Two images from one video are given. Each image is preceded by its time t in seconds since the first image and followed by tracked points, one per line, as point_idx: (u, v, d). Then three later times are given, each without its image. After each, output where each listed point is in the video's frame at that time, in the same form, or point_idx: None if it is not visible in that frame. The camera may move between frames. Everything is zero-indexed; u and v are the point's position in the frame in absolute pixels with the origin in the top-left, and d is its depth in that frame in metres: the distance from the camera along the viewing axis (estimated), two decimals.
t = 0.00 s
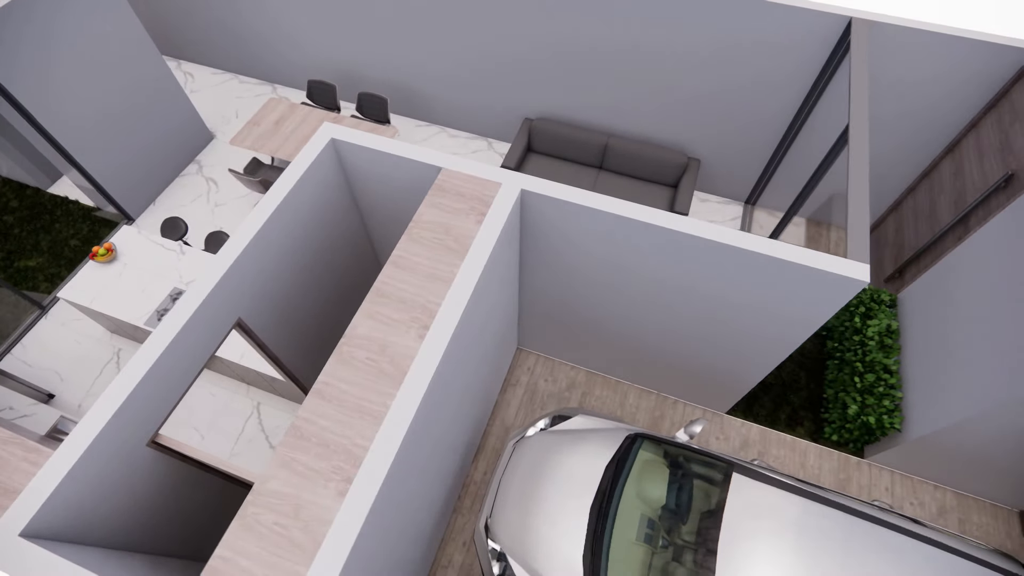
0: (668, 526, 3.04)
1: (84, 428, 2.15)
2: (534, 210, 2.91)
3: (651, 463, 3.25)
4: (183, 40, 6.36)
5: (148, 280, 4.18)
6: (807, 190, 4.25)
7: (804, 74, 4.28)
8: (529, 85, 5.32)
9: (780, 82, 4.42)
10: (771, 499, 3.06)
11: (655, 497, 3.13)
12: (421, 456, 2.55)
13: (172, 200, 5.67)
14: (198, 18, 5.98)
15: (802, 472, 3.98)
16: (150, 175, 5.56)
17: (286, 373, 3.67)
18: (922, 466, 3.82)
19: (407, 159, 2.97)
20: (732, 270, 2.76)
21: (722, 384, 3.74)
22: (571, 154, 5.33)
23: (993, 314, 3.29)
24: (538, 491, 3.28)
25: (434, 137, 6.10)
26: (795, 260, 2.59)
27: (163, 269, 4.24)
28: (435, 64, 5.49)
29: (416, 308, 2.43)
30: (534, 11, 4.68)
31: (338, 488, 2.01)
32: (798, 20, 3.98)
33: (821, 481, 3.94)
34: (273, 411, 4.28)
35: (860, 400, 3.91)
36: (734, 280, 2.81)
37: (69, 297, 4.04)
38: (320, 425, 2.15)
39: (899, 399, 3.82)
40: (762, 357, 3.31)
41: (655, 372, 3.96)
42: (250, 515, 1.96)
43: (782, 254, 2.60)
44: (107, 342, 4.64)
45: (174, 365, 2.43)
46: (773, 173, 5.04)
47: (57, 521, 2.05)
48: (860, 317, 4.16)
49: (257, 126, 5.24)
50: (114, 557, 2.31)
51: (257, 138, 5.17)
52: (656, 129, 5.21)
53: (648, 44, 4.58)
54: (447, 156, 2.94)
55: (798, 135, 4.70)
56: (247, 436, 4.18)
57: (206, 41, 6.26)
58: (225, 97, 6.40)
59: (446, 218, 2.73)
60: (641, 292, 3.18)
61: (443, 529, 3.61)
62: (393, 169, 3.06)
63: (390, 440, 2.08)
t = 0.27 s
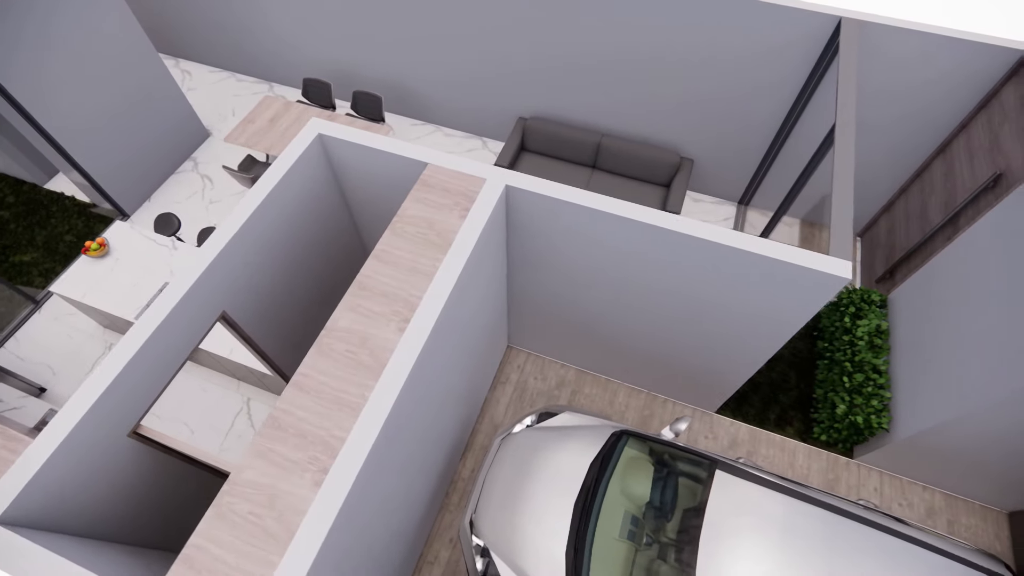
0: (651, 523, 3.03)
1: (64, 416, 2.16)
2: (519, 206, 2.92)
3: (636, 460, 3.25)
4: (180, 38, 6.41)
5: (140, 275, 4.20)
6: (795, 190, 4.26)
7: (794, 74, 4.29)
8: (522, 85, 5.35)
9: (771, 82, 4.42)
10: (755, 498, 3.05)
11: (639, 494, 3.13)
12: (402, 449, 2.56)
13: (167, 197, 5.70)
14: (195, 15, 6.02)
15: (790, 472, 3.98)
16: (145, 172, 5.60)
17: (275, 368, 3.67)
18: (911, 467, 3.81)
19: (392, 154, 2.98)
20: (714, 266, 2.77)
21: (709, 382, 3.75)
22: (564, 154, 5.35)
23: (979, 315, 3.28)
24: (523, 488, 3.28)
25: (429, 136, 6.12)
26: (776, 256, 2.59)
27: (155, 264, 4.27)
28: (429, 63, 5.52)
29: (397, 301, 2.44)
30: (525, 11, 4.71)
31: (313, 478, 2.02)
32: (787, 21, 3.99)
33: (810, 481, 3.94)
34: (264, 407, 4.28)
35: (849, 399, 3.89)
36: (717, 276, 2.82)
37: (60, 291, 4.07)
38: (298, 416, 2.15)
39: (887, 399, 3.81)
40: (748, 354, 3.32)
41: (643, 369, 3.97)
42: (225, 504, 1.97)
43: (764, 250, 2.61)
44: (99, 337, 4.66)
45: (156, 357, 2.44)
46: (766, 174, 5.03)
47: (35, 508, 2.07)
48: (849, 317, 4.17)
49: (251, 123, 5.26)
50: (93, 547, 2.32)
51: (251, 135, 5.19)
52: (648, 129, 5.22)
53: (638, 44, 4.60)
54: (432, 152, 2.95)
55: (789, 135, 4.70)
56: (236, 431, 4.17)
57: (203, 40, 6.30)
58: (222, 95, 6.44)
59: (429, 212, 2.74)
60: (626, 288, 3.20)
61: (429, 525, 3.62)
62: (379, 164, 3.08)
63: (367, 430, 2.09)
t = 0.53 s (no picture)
0: (634, 520, 3.03)
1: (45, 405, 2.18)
2: (504, 201, 2.93)
3: (621, 457, 3.25)
4: (178, 36, 6.45)
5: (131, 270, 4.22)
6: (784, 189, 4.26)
7: (785, 75, 4.30)
8: (516, 84, 5.37)
9: (763, 82, 4.42)
10: (739, 495, 3.05)
11: (623, 491, 3.12)
12: (383, 442, 2.57)
13: (163, 193, 5.74)
14: (193, 13, 6.06)
15: (779, 472, 3.97)
16: (141, 169, 5.64)
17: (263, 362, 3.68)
18: (899, 467, 3.80)
19: (379, 149, 3.00)
20: (698, 262, 2.78)
21: (696, 380, 3.77)
22: (557, 153, 5.36)
23: (966, 315, 3.27)
24: (508, 484, 3.28)
25: (424, 135, 6.15)
26: (758, 253, 2.60)
27: (147, 259, 4.29)
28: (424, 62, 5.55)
29: (379, 294, 2.45)
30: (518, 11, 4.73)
31: (289, 468, 2.03)
32: (777, 21, 4.00)
33: (798, 481, 3.94)
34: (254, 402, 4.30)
35: (838, 399, 3.87)
36: (701, 272, 2.83)
37: (54, 287, 4.09)
38: (276, 407, 2.16)
39: (876, 399, 3.79)
40: (733, 351, 3.33)
41: (631, 367, 3.97)
42: (201, 492, 1.98)
43: (746, 246, 2.62)
44: (92, 332, 4.69)
45: (139, 348, 2.45)
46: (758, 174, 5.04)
47: (14, 495, 2.09)
48: (839, 318, 4.16)
49: (247, 120, 5.29)
50: (73, 536, 2.34)
51: (245, 132, 5.21)
52: (641, 129, 5.23)
53: (630, 45, 4.61)
54: (418, 147, 2.97)
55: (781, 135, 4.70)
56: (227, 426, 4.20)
57: (201, 38, 6.35)
58: (219, 93, 6.48)
59: (414, 207, 2.76)
60: (612, 284, 3.21)
61: (415, 520, 3.62)
62: (366, 159, 3.10)
63: (344, 422, 2.10)
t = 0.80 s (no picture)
0: (618, 516, 3.03)
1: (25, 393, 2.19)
2: (489, 196, 2.94)
3: (606, 454, 3.25)
4: (176, 35, 6.50)
5: (123, 264, 4.25)
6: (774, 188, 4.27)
7: (776, 74, 4.30)
8: (509, 84, 5.39)
9: (754, 81, 4.43)
10: (724, 493, 3.03)
11: (607, 487, 3.12)
12: (365, 433, 2.58)
13: (160, 190, 5.77)
14: (191, 12, 6.11)
15: (767, 471, 3.96)
16: (137, 165, 5.67)
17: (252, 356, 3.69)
18: (888, 467, 3.79)
19: (366, 144, 3.02)
20: (681, 258, 2.78)
21: (683, 377, 3.78)
22: (551, 152, 5.38)
23: (953, 314, 3.26)
24: (492, 480, 3.28)
25: (419, 133, 6.18)
26: (740, 249, 2.61)
27: (139, 254, 4.32)
28: (420, 61, 5.57)
29: (361, 287, 2.47)
30: (510, 10, 4.75)
31: (265, 458, 2.04)
32: (767, 21, 4.02)
33: (786, 481, 3.93)
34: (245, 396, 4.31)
35: (826, 398, 3.86)
36: (685, 269, 2.84)
37: (47, 279, 4.09)
38: (255, 397, 2.18)
39: (864, 398, 3.78)
40: (719, 348, 3.33)
41: (619, 364, 3.98)
42: (177, 480, 1.99)
43: (729, 243, 2.63)
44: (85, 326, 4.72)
45: (122, 339, 2.47)
46: (751, 174, 5.04)
47: None
48: (830, 317, 4.16)
49: (242, 117, 5.31)
50: (55, 524, 2.36)
51: (240, 129, 5.23)
52: (635, 128, 5.24)
53: (622, 45, 4.62)
54: (404, 142, 2.99)
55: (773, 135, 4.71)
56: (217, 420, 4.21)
57: (198, 36, 6.39)
58: (216, 91, 6.52)
59: (398, 201, 2.77)
60: (598, 280, 3.22)
61: (401, 515, 3.63)
62: (353, 155, 3.12)
63: (321, 412, 2.11)
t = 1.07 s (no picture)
0: (602, 512, 3.03)
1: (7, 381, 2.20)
2: (475, 192, 2.96)
3: (591, 450, 3.25)
4: (175, 32, 6.55)
5: (117, 259, 4.28)
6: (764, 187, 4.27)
7: (768, 73, 4.31)
8: (504, 82, 5.41)
9: (746, 80, 4.43)
10: (709, 491, 3.02)
11: (592, 484, 3.13)
12: (347, 425, 2.59)
13: (156, 186, 5.81)
14: (189, 10, 6.15)
15: (756, 470, 3.96)
16: (134, 161, 5.71)
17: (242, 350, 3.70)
18: (877, 468, 3.78)
19: (353, 139, 3.04)
20: (665, 253, 2.79)
21: (672, 375, 3.78)
22: (545, 151, 5.40)
23: (939, 313, 3.26)
24: (478, 475, 3.29)
25: (415, 132, 6.21)
26: (723, 245, 2.61)
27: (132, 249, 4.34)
28: (415, 59, 5.60)
29: (344, 279, 2.48)
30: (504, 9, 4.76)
31: (243, 447, 2.05)
32: (758, 20, 4.02)
33: (775, 480, 3.92)
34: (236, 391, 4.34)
35: (814, 397, 3.86)
36: (669, 264, 2.85)
37: (40, 272, 4.11)
38: (234, 386, 2.19)
39: (853, 398, 3.77)
40: (705, 345, 3.34)
41: (609, 361, 3.99)
42: (155, 468, 2.01)
43: (711, 239, 2.63)
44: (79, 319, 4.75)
45: (106, 329, 2.49)
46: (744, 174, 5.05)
47: None
48: (819, 317, 4.18)
49: (238, 114, 5.34)
50: (36, 511, 2.38)
51: (236, 126, 5.26)
52: (628, 128, 5.26)
53: (615, 44, 4.63)
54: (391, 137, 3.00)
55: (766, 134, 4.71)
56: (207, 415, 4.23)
57: (197, 33, 6.43)
58: (214, 89, 6.57)
59: (384, 195, 2.79)
60: (584, 276, 3.22)
61: (388, 510, 3.64)
62: (341, 149, 3.14)
63: (300, 402, 2.13)
